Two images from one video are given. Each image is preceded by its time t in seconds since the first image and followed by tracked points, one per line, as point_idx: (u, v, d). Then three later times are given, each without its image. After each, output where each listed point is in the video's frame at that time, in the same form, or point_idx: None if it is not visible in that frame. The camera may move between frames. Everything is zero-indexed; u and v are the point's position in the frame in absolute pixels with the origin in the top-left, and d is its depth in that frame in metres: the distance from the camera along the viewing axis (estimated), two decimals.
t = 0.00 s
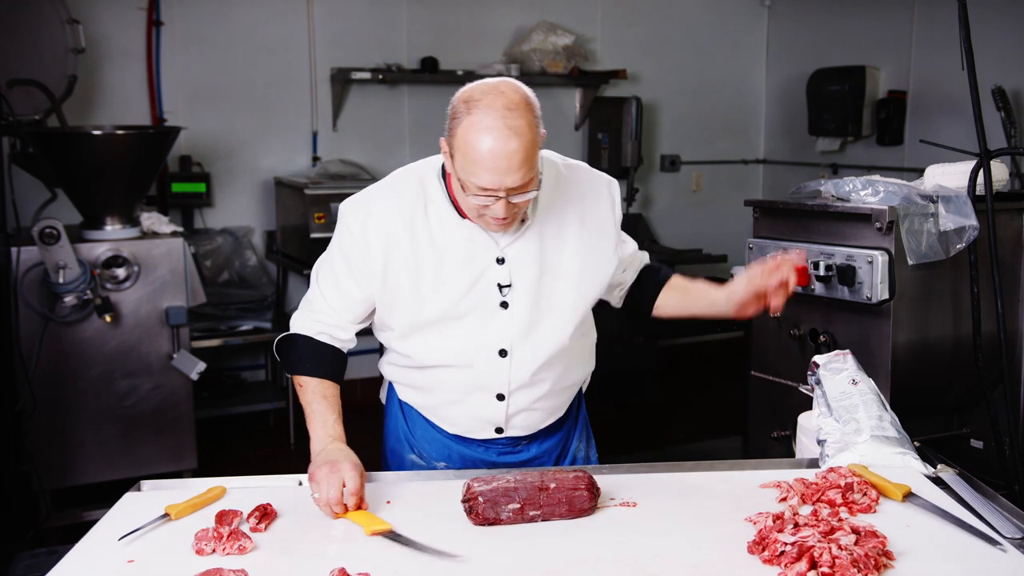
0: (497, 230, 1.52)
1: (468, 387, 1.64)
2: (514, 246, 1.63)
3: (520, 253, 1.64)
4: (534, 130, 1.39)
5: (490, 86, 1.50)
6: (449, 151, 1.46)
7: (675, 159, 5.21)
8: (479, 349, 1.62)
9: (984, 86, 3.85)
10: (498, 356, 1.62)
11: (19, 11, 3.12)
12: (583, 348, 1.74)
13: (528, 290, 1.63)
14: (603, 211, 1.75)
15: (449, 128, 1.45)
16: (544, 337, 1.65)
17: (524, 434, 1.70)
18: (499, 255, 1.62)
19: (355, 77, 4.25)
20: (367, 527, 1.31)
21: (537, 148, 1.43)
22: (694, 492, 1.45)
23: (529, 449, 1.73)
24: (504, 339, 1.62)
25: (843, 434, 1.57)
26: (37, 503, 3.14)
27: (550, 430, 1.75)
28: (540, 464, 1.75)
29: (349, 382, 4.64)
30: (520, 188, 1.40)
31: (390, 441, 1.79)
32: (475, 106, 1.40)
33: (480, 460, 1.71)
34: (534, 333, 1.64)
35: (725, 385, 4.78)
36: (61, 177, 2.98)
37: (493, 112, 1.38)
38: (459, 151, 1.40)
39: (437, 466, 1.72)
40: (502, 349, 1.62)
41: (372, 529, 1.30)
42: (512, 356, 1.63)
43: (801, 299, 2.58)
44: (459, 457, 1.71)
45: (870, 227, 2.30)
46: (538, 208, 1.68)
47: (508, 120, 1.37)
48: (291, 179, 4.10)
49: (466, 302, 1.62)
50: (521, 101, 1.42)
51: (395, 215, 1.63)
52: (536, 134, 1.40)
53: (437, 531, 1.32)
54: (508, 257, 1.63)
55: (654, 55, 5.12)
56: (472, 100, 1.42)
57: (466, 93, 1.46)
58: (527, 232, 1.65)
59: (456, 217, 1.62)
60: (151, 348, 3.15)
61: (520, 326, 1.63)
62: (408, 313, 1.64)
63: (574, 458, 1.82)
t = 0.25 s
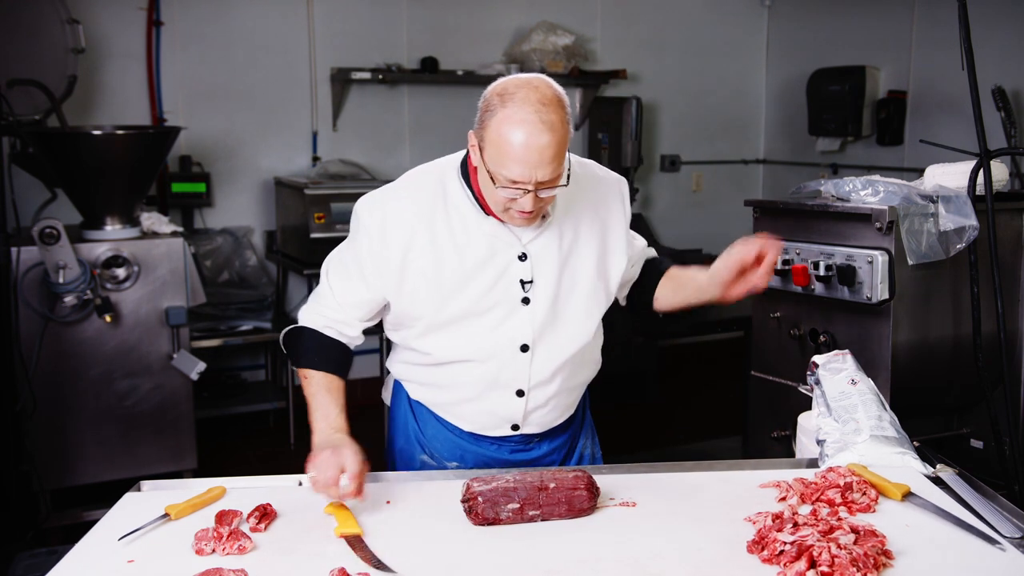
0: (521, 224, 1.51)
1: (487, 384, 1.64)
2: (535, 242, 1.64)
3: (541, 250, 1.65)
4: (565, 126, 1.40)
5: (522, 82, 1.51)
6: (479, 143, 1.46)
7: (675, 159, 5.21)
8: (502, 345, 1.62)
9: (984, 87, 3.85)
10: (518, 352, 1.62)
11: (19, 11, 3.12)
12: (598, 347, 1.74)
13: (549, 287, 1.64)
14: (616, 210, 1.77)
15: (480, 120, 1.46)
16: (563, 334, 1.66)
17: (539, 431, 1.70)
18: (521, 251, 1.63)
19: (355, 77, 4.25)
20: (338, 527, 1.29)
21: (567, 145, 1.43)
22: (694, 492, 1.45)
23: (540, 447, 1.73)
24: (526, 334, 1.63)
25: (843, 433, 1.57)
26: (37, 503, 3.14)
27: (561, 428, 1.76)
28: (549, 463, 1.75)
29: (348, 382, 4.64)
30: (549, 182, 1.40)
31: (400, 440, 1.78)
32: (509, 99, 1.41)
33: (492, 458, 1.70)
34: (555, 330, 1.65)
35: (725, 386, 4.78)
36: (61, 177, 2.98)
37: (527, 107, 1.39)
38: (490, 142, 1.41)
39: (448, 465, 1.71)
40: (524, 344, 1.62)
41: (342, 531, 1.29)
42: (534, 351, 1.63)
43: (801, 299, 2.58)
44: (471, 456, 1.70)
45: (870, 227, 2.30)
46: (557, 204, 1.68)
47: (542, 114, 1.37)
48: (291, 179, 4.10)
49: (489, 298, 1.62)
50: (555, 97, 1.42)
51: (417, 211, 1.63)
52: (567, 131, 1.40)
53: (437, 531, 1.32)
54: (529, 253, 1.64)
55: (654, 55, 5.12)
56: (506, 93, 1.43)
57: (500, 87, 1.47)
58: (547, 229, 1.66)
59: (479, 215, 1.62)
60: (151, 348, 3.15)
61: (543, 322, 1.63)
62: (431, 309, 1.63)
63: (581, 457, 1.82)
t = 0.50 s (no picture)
0: (515, 215, 1.52)
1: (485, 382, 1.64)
2: (535, 241, 1.64)
3: (540, 249, 1.64)
4: (565, 123, 1.40)
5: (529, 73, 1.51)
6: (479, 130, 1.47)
7: (675, 159, 5.21)
8: (499, 343, 1.62)
9: (984, 86, 3.85)
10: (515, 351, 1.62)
11: (19, 11, 3.12)
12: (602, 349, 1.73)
13: (547, 286, 1.64)
14: (623, 213, 1.75)
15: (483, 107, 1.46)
16: (562, 335, 1.64)
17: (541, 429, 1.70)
18: (519, 249, 1.63)
19: (355, 77, 4.25)
20: (338, 527, 1.30)
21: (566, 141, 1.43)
22: (694, 492, 1.45)
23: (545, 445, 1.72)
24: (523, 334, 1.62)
25: (842, 433, 1.57)
26: (37, 503, 3.13)
27: (568, 427, 1.76)
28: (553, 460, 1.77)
29: (348, 382, 4.63)
30: (543, 176, 1.40)
31: (408, 434, 1.78)
32: (512, 90, 1.41)
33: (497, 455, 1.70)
34: (555, 330, 1.64)
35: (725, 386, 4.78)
36: (61, 177, 2.98)
37: (529, 98, 1.38)
38: (489, 131, 1.41)
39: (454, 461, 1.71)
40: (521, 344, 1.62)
41: (341, 531, 1.29)
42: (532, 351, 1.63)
43: (801, 299, 2.58)
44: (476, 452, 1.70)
45: (870, 227, 2.30)
46: (560, 204, 1.68)
47: (542, 108, 1.38)
48: (291, 179, 4.10)
49: (486, 295, 1.62)
50: (557, 92, 1.42)
51: (421, 207, 1.63)
52: (566, 127, 1.40)
53: (437, 531, 1.32)
54: (528, 251, 1.64)
55: (654, 55, 5.12)
56: (510, 83, 1.43)
57: (506, 77, 1.47)
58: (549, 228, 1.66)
59: (480, 209, 1.64)
60: (152, 349, 3.15)
61: (540, 321, 1.62)
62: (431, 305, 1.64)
63: (587, 457, 1.81)
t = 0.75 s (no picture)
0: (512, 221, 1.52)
1: (481, 382, 1.65)
2: (530, 241, 1.64)
3: (535, 249, 1.64)
4: (561, 128, 1.40)
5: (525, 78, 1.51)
6: (475, 137, 1.47)
7: (675, 159, 5.22)
8: (493, 343, 1.63)
9: (984, 86, 3.85)
10: (510, 352, 1.63)
11: (18, 11, 3.12)
12: (602, 350, 1.73)
13: (542, 286, 1.63)
14: (624, 212, 1.74)
15: (478, 114, 1.46)
16: (558, 336, 1.64)
17: (542, 429, 1.69)
18: (513, 249, 1.63)
19: (355, 77, 4.24)
20: (337, 527, 1.30)
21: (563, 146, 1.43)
22: (694, 492, 1.45)
23: (547, 445, 1.71)
24: (518, 334, 1.63)
25: (842, 433, 1.57)
26: (37, 503, 3.13)
27: (571, 426, 1.74)
28: (558, 461, 1.74)
29: (348, 382, 4.63)
30: (539, 183, 1.40)
31: (411, 432, 1.78)
32: (506, 97, 1.41)
33: (498, 455, 1.69)
34: (550, 330, 1.63)
35: (725, 386, 4.78)
36: (61, 177, 2.98)
37: (523, 105, 1.39)
38: (484, 138, 1.41)
39: (455, 460, 1.71)
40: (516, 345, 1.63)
41: (341, 531, 1.29)
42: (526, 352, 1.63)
43: (801, 298, 2.59)
44: (477, 452, 1.69)
45: (870, 228, 2.30)
46: (556, 204, 1.68)
47: (536, 114, 1.38)
48: (291, 179, 4.10)
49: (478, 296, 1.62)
50: (553, 99, 1.42)
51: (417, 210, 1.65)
52: (562, 133, 1.40)
53: (438, 530, 1.32)
54: (523, 251, 1.64)
55: (654, 55, 5.12)
56: (506, 89, 1.43)
57: (501, 82, 1.47)
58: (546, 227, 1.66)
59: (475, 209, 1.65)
60: (152, 349, 3.15)
61: (534, 322, 1.62)
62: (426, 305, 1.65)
63: (592, 458, 1.79)
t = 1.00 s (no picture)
0: (514, 217, 1.52)
1: (481, 385, 1.66)
2: (531, 244, 1.63)
3: (536, 252, 1.63)
4: (558, 120, 1.40)
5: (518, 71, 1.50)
6: (472, 134, 1.46)
7: (675, 159, 5.22)
8: (496, 347, 1.62)
9: (984, 86, 3.85)
10: (512, 356, 1.62)
11: (19, 11, 3.12)
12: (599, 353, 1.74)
13: (545, 290, 1.62)
14: (620, 219, 1.70)
15: (474, 110, 1.45)
16: (559, 340, 1.63)
17: (542, 431, 1.71)
18: (515, 253, 1.62)
19: (355, 77, 4.24)
20: (339, 528, 1.30)
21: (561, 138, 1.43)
22: (695, 492, 1.45)
23: (547, 447, 1.73)
24: (519, 339, 1.62)
25: (842, 433, 1.57)
26: (37, 503, 3.13)
27: (571, 429, 1.76)
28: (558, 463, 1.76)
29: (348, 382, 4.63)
30: (539, 175, 1.40)
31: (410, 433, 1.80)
32: (501, 92, 1.40)
33: (499, 457, 1.72)
34: (553, 334, 1.63)
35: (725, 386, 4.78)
36: (61, 177, 2.98)
37: (518, 98, 1.38)
38: (482, 134, 1.40)
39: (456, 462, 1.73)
40: (517, 349, 1.62)
41: (342, 532, 1.29)
42: (527, 357, 1.62)
43: (801, 298, 2.59)
44: (479, 454, 1.72)
45: (870, 228, 2.30)
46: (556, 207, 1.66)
47: (531, 107, 1.37)
48: (291, 179, 4.10)
49: (480, 300, 1.61)
50: (548, 90, 1.42)
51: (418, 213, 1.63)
52: (559, 124, 1.40)
53: (438, 530, 1.32)
54: (525, 255, 1.63)
55: (655, 55, 5.12)
56: (501, 83, 1.42)
57: (495, 77, 1.46)
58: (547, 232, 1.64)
59: (476, 212, 1.63)
60: (151, 349, 3.15)
61: (536, 326, 1.62)
62: (424, 312, 1.64)
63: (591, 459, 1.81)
